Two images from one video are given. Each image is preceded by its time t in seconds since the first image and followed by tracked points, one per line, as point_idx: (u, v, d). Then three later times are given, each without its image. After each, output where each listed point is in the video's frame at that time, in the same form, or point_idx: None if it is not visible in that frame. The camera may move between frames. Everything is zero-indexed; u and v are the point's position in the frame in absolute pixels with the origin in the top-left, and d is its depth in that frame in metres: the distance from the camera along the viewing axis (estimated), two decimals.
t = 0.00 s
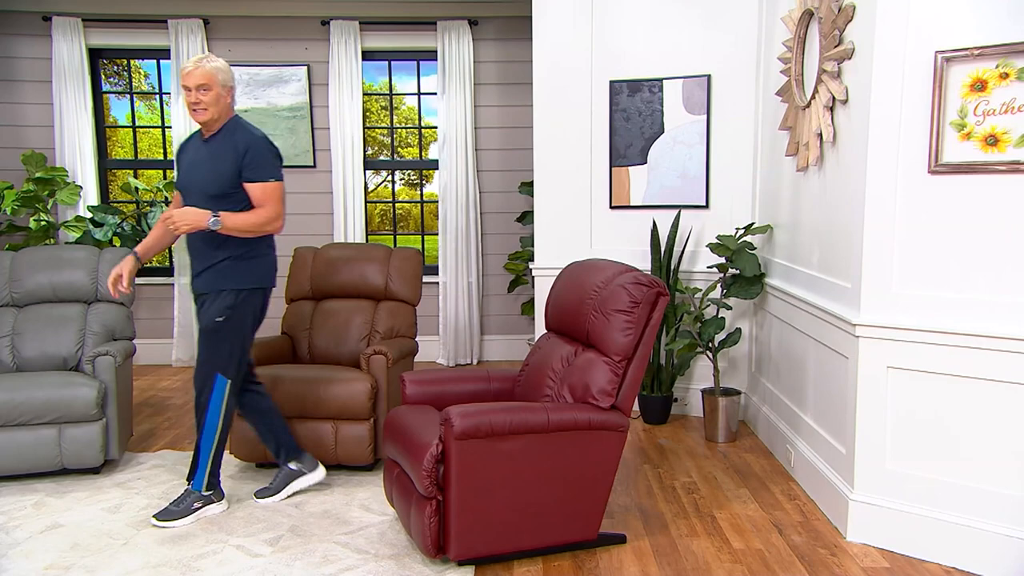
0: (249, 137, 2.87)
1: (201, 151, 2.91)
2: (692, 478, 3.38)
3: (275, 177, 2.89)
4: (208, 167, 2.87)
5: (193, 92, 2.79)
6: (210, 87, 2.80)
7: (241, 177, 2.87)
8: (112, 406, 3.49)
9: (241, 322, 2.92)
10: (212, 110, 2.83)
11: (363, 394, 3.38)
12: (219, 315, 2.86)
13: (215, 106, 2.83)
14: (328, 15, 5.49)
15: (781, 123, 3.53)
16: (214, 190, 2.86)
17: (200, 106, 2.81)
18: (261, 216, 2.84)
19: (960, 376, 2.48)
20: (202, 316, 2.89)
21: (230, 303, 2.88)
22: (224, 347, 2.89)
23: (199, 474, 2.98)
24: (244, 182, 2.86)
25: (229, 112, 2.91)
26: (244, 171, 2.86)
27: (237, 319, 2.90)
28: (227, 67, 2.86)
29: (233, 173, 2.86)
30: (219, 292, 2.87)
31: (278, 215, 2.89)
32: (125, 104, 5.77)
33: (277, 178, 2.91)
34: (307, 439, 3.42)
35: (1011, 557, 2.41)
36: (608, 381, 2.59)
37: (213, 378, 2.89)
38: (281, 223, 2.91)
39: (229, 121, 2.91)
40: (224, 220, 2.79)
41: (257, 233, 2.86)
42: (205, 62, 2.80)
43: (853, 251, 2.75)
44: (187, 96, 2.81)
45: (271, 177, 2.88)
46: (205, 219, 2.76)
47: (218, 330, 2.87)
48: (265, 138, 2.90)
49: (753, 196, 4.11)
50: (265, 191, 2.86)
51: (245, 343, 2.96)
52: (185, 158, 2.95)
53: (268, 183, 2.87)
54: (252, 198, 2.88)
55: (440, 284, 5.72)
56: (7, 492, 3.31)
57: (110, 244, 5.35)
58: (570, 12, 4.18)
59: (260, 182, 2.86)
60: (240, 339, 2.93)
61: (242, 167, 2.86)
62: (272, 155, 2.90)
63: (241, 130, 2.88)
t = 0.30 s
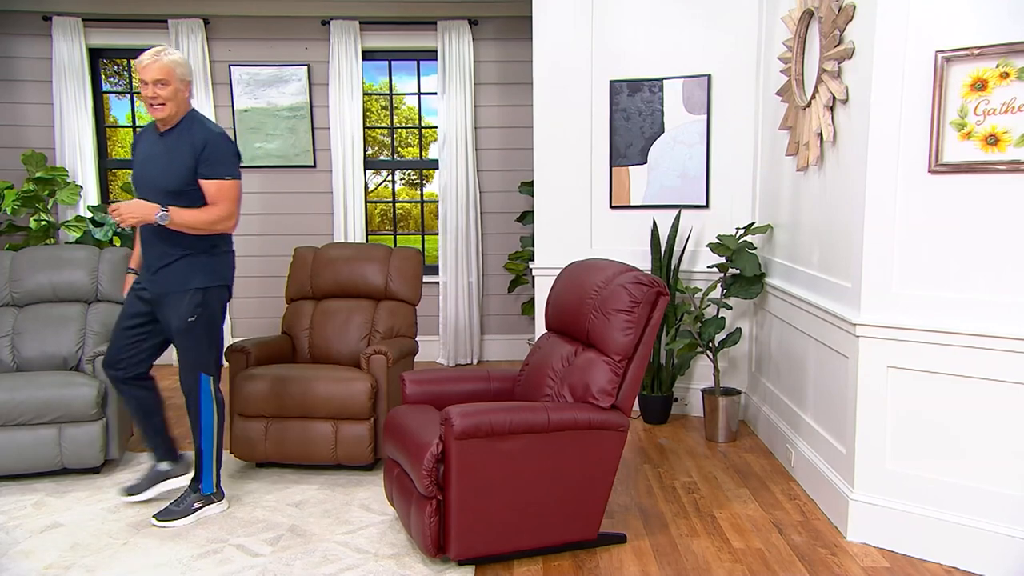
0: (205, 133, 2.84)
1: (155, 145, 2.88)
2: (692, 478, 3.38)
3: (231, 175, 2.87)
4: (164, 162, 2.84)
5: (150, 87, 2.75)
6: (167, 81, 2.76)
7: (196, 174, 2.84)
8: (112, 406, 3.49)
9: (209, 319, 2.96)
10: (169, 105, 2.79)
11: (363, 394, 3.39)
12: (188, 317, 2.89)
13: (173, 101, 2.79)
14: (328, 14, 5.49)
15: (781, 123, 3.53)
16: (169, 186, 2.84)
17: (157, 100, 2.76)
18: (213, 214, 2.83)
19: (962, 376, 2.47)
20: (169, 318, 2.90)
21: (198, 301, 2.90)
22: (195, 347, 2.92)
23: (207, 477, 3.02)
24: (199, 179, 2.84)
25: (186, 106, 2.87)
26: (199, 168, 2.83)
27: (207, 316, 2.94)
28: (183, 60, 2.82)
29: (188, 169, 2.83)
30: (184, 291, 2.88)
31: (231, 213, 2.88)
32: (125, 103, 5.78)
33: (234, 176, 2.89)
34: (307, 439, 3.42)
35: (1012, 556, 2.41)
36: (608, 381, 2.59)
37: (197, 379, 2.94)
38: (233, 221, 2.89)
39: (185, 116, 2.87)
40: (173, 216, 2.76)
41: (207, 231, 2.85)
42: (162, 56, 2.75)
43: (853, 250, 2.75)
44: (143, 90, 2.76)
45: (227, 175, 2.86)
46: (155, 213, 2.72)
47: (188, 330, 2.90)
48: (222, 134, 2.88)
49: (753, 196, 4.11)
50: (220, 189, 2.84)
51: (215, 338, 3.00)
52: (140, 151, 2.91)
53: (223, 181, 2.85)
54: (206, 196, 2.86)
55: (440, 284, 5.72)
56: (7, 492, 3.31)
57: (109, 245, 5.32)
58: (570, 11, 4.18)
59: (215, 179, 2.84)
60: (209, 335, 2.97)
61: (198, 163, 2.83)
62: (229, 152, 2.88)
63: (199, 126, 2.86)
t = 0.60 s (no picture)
0: (160, 133, 2.82)
1: (107, 145, 2.84)
2: (692, 477, 3.38)
3: (182, 178, 2.84)
4: (116, 162, 2.80)
5: (103, 87, 2.73)
6: (121, 82, 2.74)
7: (147, 174, 2.80)
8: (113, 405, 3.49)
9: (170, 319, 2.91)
10: (122, 107, 2.77)
11: (363, 393, 3.39)
12: (148, 317, 2.83)
13: (124, 102, 2.77)
14: (328, 14, 5.49)
15: (781, 123, 3.53)
16: (118, 185, 2.79)
17: (109, 101, 2.74)
18: (159, 215, 2.78)
19: (968, 376, 2.46)
20: (126, 320, 2.82)
21: (158, 300, 2.85)
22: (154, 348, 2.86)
23: (202, 473, 3.01)
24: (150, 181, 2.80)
25: (138, 108, 2.85)
26: (151, 169, 2.80)
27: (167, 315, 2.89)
28: (137, 61, 2.80)
29: (140, 170, 2.79)
30: (141, 292, 2.82)
31: (179, 216, 2.83)
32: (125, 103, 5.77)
33: (186, 179, 2.85)
34: (307, 439, 3.41)
35: (1012, 556, 2.41)
36: (608, 380, 2.59)
37: (169, 378, 2.89)
38: (180, 223, 2.85)
39: (137, 118, 2.84)
40: (117, 214, 2.71)
41: (154, 232, 2.80)
42: (116, 57, 2.73)
43: (852, 250, 2.75)
44: (95, 89, 2.74)
45: (179, 177, 2.82)
46: (98, 209, 2.67)
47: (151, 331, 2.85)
48: (176, 136, 2.85)
49: (753, 196, 4.11)
50: (170, 190, 2.80)
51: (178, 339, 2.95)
52: (92, 151, 2.87)
53: (174, 183, 2.81)
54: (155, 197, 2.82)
55: (440, 284, 5.72)
56: (7, 491, 3.31)
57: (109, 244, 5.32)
58: (570, 11, 4.18)
59: (165, 180, 2.79)
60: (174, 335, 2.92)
61: (151, 164, 2.80)
62: (183, 153, 2.85)
63: (152, 128, 2.83)
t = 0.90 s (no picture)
0: (111, 131, 2.80)
1: (55, 143, 2.81)
2: (692, 477, 3.38)
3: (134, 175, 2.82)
4: (65, 160, 2.77)
5: (49, 85, 2.70)
6: (68, 80, 2.71)
7: (98, 172, 2.78)
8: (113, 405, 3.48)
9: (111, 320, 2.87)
10: (69, 105, 2.74)
11: (363, 393, 3.39)
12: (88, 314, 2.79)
13: (72, 100, 2.74)
14: (328, 14, 5.49)
15: (781, 122, 3.53)
16: (67, 183, 2.76)
17: (56, 99, 2.71)
18: (112, 214, 2.76)
19: (974, 376, 2.45)
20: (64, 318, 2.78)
21: (100, 299, 2.82)
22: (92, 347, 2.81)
23: (159, 455, 2.89)
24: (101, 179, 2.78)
25: (87, 107, 2.82)
26: (103, 166, 2.78)
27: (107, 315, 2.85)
28: (85, 61, 2.79)
29: (91, 167, 2.77)
30: (84, 290, 2.79)
31: (132, 214, 2.82)
32: (125, 103, 5.77)
33: (138, 177, 2.84)
34: (307, 438, 3.41)
35: (1013, 556, 2.40)
36: (608, 379, 2.59)
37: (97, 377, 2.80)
38: (134, 221, 2.83)
39: (88, 116, 2.82)
40: (67, 214, 2.68)
41: (106, 230, 2.77)
42: (62, 55, 2.71)
43: (853, 249, 2.75)
44: (42, 88, 2.71)
45: (131, 175, 2.81)
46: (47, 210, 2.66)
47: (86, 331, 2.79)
48: (127, 134, 2.83)
49: (753, 195, 4.11)
50: (122, 188, 2.78)
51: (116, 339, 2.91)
52: (39, 149, 2.84)
53: (127, 180, 2.79)
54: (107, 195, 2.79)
55: (440, 283, 5.72)
56: (7, 491, 3.31)
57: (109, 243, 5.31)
58: (570, 10, 4.18)
59: (117, 178, 2.78)
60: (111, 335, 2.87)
61: (103, 162, 2.78)
62: (135, 151, 2.83)
63: (104, 125, 2.81)
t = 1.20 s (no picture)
0: (78, 126, 2.78)
1: (23, 141, 2.79)
2: (691, 477, 3.38)
3: (104, 169, 2.79)
4: (33, 156, 2.75)
5: (14, 83, 2.68)
6: (32, 77, 2.68)
7: (68, 167, 2.76)
8: (112, 404, 3.49)
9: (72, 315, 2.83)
10: (36, 102, 2.72)
11: (363, 393, 3.39)
12: (47, 309, 2.76)
13: (38, 96, 2.71)
14: (327, 14, 5.49)
15: (781, 122, 3.53)
16: (36, 179, 2.74)
17: (21, 97, 2.68)
18: (83, 208, 2.74)
19: (975, 376, 2.45)
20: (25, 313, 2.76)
21: (60, 295, 2.78)
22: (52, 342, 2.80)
23: (69, 469, 2.91)
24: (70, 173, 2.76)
25: (55, 102, 2.80)
26: (71, 161, 2.75)
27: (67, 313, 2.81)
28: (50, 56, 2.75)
29: (59, 162, 2.75)
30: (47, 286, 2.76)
31: (104, 208, 2.80)
32: (125, 103, 5.77)
33: (109, 171, 2.81)
34: (307, 438, 3.41)
35: (1013, 556, 2.40)
36: (608, 379, 2.59)
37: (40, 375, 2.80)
38: (107, 215, 2.81)
39: (55, 112, 2.80)
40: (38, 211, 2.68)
41: (79, 225, 2.76)
42: (26, 51, 2.67)
43: (852, 249, 2.75)
44: (8, 86, 2.69)
45: (101, 168, 2.78)
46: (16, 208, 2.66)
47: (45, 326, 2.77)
48: (95, 128, 2.81)
49: (752, 195, 4.11)
50: (92, 182, 2.75)
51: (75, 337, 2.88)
52: (7, 147, 2.82)
53: (97, 174, 2.77)
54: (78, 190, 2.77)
55: (440, 283, 5.72)
56: (6, 491, 3.30)
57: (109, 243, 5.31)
58: (570, 10, 4.18)
59: (88, 172, 2.75)
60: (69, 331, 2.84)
61: (71, 156, 2.76)
62: (104, 145, 2.81)
63: (71, 120, 2.79)
